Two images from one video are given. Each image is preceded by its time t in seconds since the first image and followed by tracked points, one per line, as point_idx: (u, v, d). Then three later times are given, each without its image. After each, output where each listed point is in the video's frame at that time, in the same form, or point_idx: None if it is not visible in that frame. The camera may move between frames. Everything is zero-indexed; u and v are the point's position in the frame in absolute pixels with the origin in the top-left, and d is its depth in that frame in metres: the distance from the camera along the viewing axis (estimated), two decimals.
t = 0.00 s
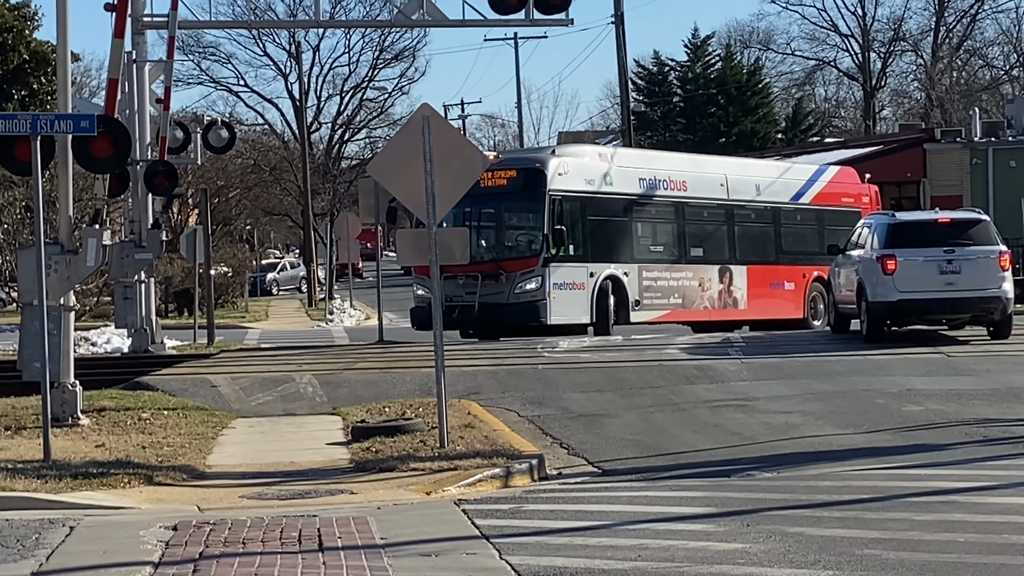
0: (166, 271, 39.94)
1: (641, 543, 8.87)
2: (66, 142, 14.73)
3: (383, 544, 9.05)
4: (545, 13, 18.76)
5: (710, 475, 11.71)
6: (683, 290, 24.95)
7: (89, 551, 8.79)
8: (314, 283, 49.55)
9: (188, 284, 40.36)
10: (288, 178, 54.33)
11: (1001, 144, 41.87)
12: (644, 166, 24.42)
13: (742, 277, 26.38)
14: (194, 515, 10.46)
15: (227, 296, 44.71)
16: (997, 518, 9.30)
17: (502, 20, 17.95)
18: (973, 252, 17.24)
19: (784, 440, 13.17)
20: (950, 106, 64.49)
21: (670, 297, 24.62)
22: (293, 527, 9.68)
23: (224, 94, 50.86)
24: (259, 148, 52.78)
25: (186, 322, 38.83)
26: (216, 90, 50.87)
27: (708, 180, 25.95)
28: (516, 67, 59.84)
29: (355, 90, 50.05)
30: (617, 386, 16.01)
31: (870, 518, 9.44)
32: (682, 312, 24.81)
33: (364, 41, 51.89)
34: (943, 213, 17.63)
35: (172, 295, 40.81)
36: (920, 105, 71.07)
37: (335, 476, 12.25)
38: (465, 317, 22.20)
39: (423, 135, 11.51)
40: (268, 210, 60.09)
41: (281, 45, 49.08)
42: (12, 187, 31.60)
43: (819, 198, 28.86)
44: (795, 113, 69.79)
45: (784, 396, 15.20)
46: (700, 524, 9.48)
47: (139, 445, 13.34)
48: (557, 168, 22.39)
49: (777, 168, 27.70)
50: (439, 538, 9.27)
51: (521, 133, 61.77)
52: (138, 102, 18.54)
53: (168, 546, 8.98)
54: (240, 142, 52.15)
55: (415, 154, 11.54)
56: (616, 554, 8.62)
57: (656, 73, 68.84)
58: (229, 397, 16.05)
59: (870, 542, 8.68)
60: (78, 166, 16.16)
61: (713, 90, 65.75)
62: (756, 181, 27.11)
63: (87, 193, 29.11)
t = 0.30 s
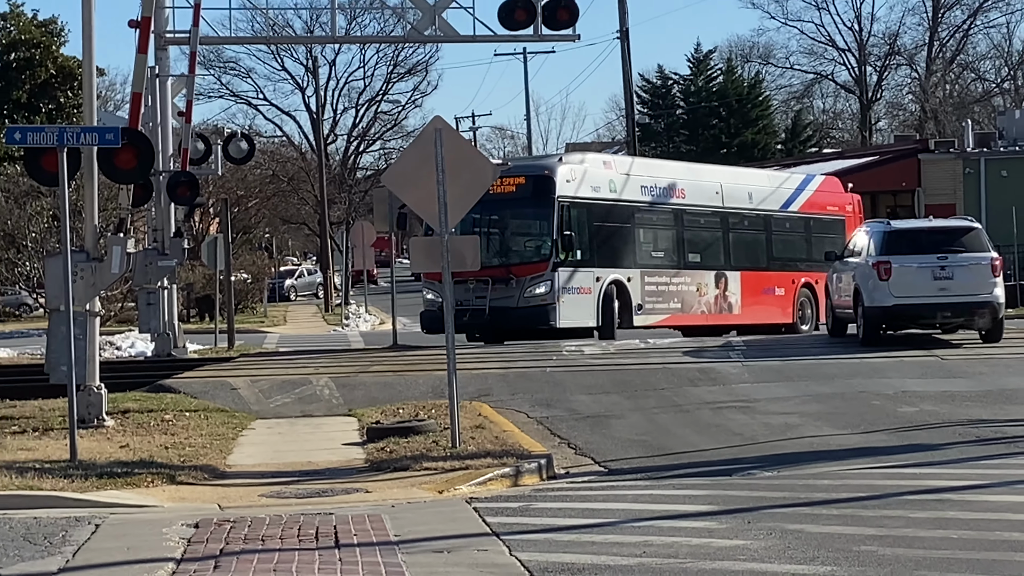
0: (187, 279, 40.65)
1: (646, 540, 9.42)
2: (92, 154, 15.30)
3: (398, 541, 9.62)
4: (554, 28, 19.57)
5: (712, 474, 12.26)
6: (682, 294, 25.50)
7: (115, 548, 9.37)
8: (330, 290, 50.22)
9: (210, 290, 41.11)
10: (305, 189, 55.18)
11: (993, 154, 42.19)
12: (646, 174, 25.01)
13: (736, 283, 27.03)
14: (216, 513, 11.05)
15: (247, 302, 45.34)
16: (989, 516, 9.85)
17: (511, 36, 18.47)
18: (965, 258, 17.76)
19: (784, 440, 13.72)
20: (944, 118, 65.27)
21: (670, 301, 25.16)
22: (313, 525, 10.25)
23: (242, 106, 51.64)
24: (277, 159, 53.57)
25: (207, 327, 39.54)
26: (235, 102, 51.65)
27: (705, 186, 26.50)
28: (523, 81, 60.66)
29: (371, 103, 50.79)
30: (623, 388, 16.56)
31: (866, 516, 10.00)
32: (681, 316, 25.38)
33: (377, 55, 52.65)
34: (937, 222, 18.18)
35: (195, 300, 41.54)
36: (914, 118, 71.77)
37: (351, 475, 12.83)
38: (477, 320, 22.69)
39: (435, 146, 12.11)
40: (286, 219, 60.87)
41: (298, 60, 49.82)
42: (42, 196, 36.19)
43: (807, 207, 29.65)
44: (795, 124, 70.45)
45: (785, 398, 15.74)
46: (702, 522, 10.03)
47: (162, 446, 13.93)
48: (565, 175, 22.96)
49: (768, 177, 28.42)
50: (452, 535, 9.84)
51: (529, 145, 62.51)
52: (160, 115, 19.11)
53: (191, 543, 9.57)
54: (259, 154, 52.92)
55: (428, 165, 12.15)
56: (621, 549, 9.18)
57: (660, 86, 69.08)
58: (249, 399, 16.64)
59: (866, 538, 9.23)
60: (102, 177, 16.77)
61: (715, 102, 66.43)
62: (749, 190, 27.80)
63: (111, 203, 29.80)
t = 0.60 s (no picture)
0: (204, 285, 41.33)
1: (648, 538, 9.95)
2: (112, 165, 15.85)
3: (408, 539, 10.16)
4: (560, 43, 20.45)
5: (711, 474, 12.78)
6: (680, 300, 25.98)
7: (135, 547, 9.88)
8: (342, 296, 50.92)
9: (228, 296, 41.76)
10: (319, 199, 55.92)
11: (984, 164, 43.37)
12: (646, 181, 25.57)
13: (729, 289, 27.53)
14: (233, 512, 11.60)
15: (262, 307, 45.93)
16: (981, 515, 10.36)
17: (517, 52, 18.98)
18: (957, 265, 18.24)
19: (782, 441, 14.24)
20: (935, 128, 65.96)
21: (668, 306, 25.66)
22: (326, 524, 10.80)
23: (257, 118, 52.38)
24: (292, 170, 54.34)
25: (224, 333, 40.21)
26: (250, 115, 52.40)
27: (699, 192, 27.13)
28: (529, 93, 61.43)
29: (382, 116, 51.45)
30: (627, 391, 17.08)
31: (862, 514, 10.50)
32: (678, 321, 25.87)
33: (387, 69, 53.32)
34: (929, 229, 18.68)
35: (213, 306, 42.24)
36: (908, 129, 72.27)
37: (364, 475, 13.37)
38: (486, 324, 23.22)
39: (444, 158, 12.65)
40: (300, 227, 61.61)
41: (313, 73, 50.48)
42: (65, 206, 37.08)
43: (793, 215, 30.51)
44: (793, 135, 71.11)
45: (783, 400, 16.25)
46: (702, 521, 10.55)
47: (181, 447, 14.50)
48: (571, 182, 23.49)
49: (756, 186, 29.12)
50: (462, 533, 10.37)
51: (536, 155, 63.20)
52: (179, 127, 19.66)
53: (209, 541, 10.13)
54: (274, 165, 53.65)
55: (438, 176, 12.69)
56: (624, 547, 9.70)
57: (661, 98, 69.93)
58: (265, 402, 17.20)
59: (862, 536, 9.75)
60: (123, 187, 17.31)
61: (715, 114, 67.00)
62: (739, 198, 28.46)
63: (132, 213, 30.44)
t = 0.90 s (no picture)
0: (216, 293, 41.89)
1: (647, 539, 10.39)
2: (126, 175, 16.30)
3: (414, 540, 10.62)
4: (562, 57, 20.94)
5: (708, 476, 13.23)
6: (674, 306, 26.44)
7: (149, 547, 10.34)
8: (350, 303, 51.57)
9: (238, 303, 42.37)
10: (327, 208, 56.62)
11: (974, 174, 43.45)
12: (644, 189, 26.04)
13: (719, 296, 28.05)
14: (243, 513, 12.07)
15: (272, 314, 46.46)
16: (971, 516, 10.79)
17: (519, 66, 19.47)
18: (946, 273, 18.65)
19: (777, 444, 14.69)
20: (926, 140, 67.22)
21: (663, 312, 26.12)
22: (335, 525, 11.27)
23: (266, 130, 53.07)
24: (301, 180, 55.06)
25: (234, 340, 40.84)
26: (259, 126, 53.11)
27: (694, 199, 27.62)
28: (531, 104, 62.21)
29: (388, 128, 52.04)
30: (627, 395, 17.52)
31: (855, 516, 10.95)
32: (673, 327, 26.32)
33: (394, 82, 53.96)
34: (919, 238, 19.11)
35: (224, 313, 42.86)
36: (899, 141, 73.05)
37: (371, 477, 13.84)
38: (490, 328, 23.49)
39: (449, 169, 13.12)
40: (309, 236, 62.35)
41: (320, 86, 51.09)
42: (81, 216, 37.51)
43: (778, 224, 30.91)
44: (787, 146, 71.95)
45: (778, 404, 16.70)
46: (699, 522, 10.99)
47: (193, 450, 14.98)
48: (575, 189, 23.99)
49: (744, 195, 29.67)
50: (466, 534, 10.83)
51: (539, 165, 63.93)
52: (191, 139, 20.16)
53: (221, 542, 10.60)
54: (283, 176, 54.33)
55: (443, 186, 13.16)
56: (624, 547, 10.15)
57: (660, 111, 70.86)
58: (275, 406, 17.68)
59: (855, 537, 10.18)
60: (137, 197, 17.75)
61: (712, 126, 67.62)
62: (729, 207, 28.99)
63: (145, 223, 31.00)
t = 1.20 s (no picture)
0: (233, 298, 43.31)
1: (633, 527, 11.64)
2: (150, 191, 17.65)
3: (418, 528, 11.94)
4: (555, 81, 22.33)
5: (688, 470, 14.51)
6: (656, 311, 27.74)
7: (171, 534, 11.59)
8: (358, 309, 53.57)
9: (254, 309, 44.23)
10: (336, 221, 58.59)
11: (935, 191, 47.84)
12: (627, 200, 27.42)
13: (695, 302, 29.34)
14: (259, 504, 13.40)
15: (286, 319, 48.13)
16: (932, 505, 12.04)
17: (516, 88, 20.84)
18: (908, 281, 19.92)
19: (753, 440, 15.98)
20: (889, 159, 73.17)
21: (646, 317, 27.42)
22: (343, 514, 12.60)
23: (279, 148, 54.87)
24: (313, 195, 56.97)
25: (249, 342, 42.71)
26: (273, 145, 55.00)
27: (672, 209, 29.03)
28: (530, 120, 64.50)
29: (393, 147, 53.29)
30: (615, 395, 18.83)
31: (826, 506, 12.18)
32: (654, 331, 27.60)
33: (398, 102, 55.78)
34: (884, 249, 20.42)
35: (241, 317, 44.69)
36: (866, 158, 78.82)
37: (378, 470, 15.17)
38: (490, 331, 24.79)
39: (450, 184, 14.44)
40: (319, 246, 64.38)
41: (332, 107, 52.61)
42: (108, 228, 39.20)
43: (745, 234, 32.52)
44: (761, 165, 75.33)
45: (755, 403, 17.99)
46: (681, 512, 12.26)
47: (212, 445, 16.34)
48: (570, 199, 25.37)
49: (714, 207, 31.16)
50: (464, 523, 12.13)
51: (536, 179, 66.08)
52: (210, 156, 21.58)
53: (238, 530, 11.90)
54: (297, 191, 56.04)
55: (444, 201, 14.48)
56: (612, 533, 11.40)
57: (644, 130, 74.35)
58: (288, 404, 19.03)
59: (827, 525, 11.40)
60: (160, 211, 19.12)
61: (692, 146, 71.16)
62: (702, 218, 30.44)
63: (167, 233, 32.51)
